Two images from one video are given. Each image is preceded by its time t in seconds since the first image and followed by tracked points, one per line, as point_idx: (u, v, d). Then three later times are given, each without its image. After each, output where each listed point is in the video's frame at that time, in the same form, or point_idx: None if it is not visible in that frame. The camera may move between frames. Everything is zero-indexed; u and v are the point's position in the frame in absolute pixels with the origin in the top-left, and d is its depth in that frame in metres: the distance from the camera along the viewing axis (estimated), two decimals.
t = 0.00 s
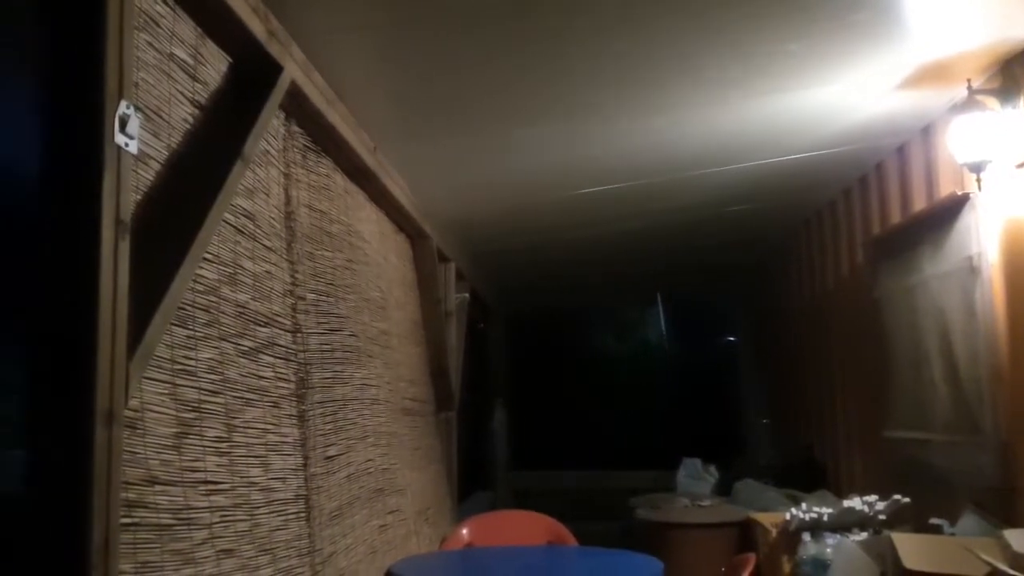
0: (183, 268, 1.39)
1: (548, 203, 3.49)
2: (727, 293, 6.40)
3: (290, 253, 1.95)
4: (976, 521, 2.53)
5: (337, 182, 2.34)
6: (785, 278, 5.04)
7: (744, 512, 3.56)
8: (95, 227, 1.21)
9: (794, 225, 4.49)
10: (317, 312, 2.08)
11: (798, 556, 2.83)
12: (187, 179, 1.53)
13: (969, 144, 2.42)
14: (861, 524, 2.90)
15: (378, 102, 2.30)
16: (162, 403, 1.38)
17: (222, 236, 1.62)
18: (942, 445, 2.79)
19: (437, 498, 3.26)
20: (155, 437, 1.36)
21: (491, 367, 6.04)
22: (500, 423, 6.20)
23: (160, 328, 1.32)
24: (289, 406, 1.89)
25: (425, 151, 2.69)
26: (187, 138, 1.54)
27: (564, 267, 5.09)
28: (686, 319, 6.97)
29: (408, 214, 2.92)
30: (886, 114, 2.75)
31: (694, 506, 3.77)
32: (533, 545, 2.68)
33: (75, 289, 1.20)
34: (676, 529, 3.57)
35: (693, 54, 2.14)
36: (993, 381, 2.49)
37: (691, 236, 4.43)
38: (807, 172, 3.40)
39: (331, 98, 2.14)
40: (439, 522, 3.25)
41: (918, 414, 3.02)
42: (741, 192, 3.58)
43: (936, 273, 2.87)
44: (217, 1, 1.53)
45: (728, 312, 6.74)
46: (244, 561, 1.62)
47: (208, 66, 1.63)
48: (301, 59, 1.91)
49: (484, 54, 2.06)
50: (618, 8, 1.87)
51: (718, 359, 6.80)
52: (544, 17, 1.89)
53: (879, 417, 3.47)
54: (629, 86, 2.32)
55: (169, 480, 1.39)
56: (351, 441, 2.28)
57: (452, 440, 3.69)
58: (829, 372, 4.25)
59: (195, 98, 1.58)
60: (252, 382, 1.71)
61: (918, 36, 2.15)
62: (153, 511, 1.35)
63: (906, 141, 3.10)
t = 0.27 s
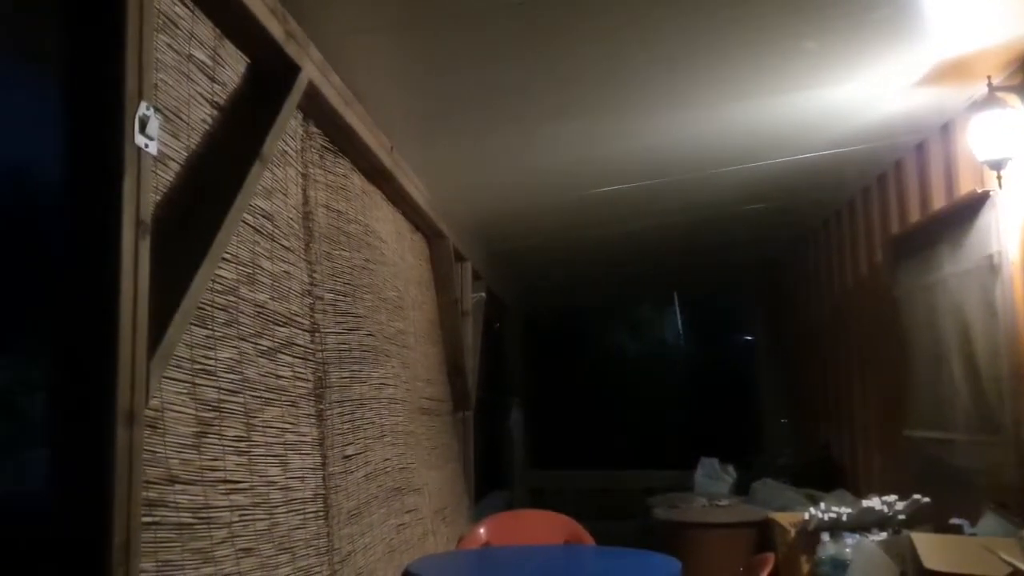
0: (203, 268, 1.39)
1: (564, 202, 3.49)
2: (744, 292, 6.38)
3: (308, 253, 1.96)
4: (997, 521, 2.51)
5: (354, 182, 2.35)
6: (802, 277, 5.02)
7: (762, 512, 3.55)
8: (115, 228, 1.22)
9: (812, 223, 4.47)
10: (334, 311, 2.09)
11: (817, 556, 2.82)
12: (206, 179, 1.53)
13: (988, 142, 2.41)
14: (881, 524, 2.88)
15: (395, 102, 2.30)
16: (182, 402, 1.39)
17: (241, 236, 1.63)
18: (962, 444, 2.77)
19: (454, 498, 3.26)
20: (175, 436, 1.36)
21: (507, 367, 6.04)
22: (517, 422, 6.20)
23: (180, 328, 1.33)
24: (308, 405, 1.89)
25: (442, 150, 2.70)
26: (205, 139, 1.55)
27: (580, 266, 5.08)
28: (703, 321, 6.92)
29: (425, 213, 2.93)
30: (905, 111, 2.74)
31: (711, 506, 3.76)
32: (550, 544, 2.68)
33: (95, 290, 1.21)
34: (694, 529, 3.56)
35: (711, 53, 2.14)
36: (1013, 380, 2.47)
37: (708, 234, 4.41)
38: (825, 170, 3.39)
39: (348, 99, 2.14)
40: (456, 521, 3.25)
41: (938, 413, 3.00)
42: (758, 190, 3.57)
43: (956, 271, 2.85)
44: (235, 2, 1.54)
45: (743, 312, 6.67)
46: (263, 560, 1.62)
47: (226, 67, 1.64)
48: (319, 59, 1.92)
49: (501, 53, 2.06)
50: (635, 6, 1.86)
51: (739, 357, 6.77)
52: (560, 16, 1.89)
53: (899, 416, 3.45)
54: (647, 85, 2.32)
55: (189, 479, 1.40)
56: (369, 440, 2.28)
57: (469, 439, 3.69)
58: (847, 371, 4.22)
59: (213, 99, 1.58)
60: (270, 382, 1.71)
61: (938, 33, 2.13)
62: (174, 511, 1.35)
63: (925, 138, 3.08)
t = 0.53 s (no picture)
0: (221, 267, 1.40)
1: (580, 201, 3.48)
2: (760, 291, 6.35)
3: (325, 252, 1.96)
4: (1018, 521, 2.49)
5: (371, 181, 2.35)
6: (819, 275, 5.00)
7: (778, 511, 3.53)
8: (136, 228, 1.23)
9: (829, 221, 4.45)
10: (351, 311, 2.10)
11: (835, 555, 2.80)
12: (224, 179, 1.54)
13: (1008, 139, 2.39)
14: (900, 523, 2.86)
15: (410, 102, 2.31)
16: (201, 400, 1.40)
17: (259, 235, 1.64)
18: (983, 444, 2.75)
19: (470, 496, 3.26)
20: (195, 434, 1.37)
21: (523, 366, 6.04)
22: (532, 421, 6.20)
23: (200, 327, 1.33)
24: (325, 404, 1.90)
25: (458, 149, 2.70)
26: (224, 138, 1.56)
27: (595, 264, 5.08)
28: (718, 319, 6.82)
29: (440, 212, 2.93)
30: (923, 108, 2.72)
31: (728, 505, 3.75)
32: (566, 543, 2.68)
33: (117, 289, 1.22)
34: (711, 528, 3.55)
35: (729, 50, 2.13)
36: None
37: (724, 232, 4.40)
38: (843, 168, 3.37)
39: (365, 98, 2.15)
40: (472, 520, 3.25)
41: (958, 411, 2.98)
42: (775, 188, 3.55)
43: (975, 269, 2.83)
44: (254, 2, 1.54)
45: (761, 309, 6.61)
46: (282, 558, 1.63)
47: (244, 67, 1.65)
48: (336, 59, 1.93)
49: (516, 52, 2.06)
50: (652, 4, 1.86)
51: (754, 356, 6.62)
52: (577, 15, 1.89)
53: (918, 415, 3.43)
54: (663, 83, 2.32)
55: (208, 477, 1.40)
56: (386, 438, 2.29)
57: (484, 438, 3.69)
58: (865, 370, 4.20)
59: (231, 99, 1.59)
60: (289, 380, 1.72)
61: (957, 29, 2.12)
62: (193, 508, 1.36)
63: (944, 135, 3.06)
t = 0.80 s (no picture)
0: (244, 267, 1.41)
1: (599, 199, 3.48)
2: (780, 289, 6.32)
3: (346, 252, 1.97)
4: None
5: (390, 181, 2.36)
6: (840, 274, 4.96)
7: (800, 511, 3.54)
8: (159, 228, 1.23)
9: (850, 219, 4.42)
10: (372, 310, 2.10)
11: (857, 555, 2.81)
12: (246, 179, 1.55)
13: None
14: (922, 523, 2.85)
15: (429, 102, 2.31)
16: (224, 399, 1.41)
17: (281, 235, 1.64)
18: (1008, 443, 2.73)
19: (490, 495, 3.27)
20: (218, 433, 1.38)
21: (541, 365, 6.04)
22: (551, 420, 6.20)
23: (222, 326, 1.34)
24: (346, 402, 1.91)
25: (478, 148, 2.70)
26: (245, 139, 1.56)
27: (614, 263, 5.07)
28: (739, 318, 6.71)
29: (460, 212, 2.93)
30: (946, 105, 2.70)
31: (749, 505, 3.73)
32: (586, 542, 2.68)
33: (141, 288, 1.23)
34: (731, 527, 3.54)
35: (750, 48, 2.13)
36: None
37: (744, 230, 4.38)
38: (864, 165, 3.34)
39: (385, 97, 2.15)
40: (492, 518, 3.26)
41: (981, 411, 2.96)
42: (795, 185, 3.53)
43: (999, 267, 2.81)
44: (275, 3, 1.55)
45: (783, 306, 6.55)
46: (304, 556, 1.64)
47: (265, 67, 1.66)
48: (356, 59, 1.93)
49: (536, 51, 2.06)
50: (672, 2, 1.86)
51: (776, 357, 6.52)
52: (596, 12, 1.89)
53: (941, 414, 3.41)
54: (684, 81, 2.31)
55: (231, 476, 1.41)
56: (406, 437, 2.29)
57: (503, 436, 3.69)
58: (887, 369, 4.17)
59: (253, 99, 1.60)
60: (310, 379, 1.73)
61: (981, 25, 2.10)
62: (216, 507, 1.37)
63: (967, 132, 3.03)
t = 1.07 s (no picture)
0: (261, 266, 1.41)
1: (613, 198, 3.47)
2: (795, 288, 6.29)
3: (361, 250, 1.97)
4: None
5: (405, 179, 2.36)
6: (856, 272, 4.94)
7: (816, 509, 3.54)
8: (177, 227, 1.24)
9: (865, 217, 4.40)
10: (387, 308, 2.11)
11: (873, 554, 2.80)
12: (262, 178, 1.56)
13: None
14: (939, 522, 2.83)
15: (444, 100, 2.31)
16: (241, 397, 1.41)
17: (297, 234, 1.65)
18: None
19: (504, 493, 3.27)
20: (235, 431, 1.39)
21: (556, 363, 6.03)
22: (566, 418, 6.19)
23: (239, 325, 1.35)
24: (361, 400, 1.91)
25: (492, 147, 2.70)
26: (261, 138, 1.57)
27: (628, 262, 5.06)
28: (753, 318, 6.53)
29: (474, 210, 2.93)
30: (963, 102, 2.68)
31: (765, 504, 3.72)
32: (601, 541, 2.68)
33: (159, 288, 1.23)
34: (746, 526, 3.53)
35: (765, 46, 2.12)
36: None
37: (759, 229, 4.36)
38: (880, 163, 3.32)
39: (400, 96, 2.16)
40: (507, 516, 3.26)
41: (1000, 409, 2.94)
42: (810, 183, 3.52)
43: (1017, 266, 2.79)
44: (291, 3, 1.56)
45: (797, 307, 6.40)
46: (320, 553, 1.65)
47: (281, 67, 1.66)
48: (371, 59, 1.94)
49: (551, 49, 2.06)
50: None
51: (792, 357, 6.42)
52: (611, 10, 1.88)
53: (958, 412, 3.40)
54: (698, 78, 2.30)
55: (248, 474, 1.42)
56: (421, 435, 2.30)
57: (518, 435, 3.69)
58: (903, 367, 4.15)
59: (268, 98, 1.60)
60: (326, 377, 1.73)
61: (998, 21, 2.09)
62: (234, 505, 1.37)
63: (984, 130, 3.01)
